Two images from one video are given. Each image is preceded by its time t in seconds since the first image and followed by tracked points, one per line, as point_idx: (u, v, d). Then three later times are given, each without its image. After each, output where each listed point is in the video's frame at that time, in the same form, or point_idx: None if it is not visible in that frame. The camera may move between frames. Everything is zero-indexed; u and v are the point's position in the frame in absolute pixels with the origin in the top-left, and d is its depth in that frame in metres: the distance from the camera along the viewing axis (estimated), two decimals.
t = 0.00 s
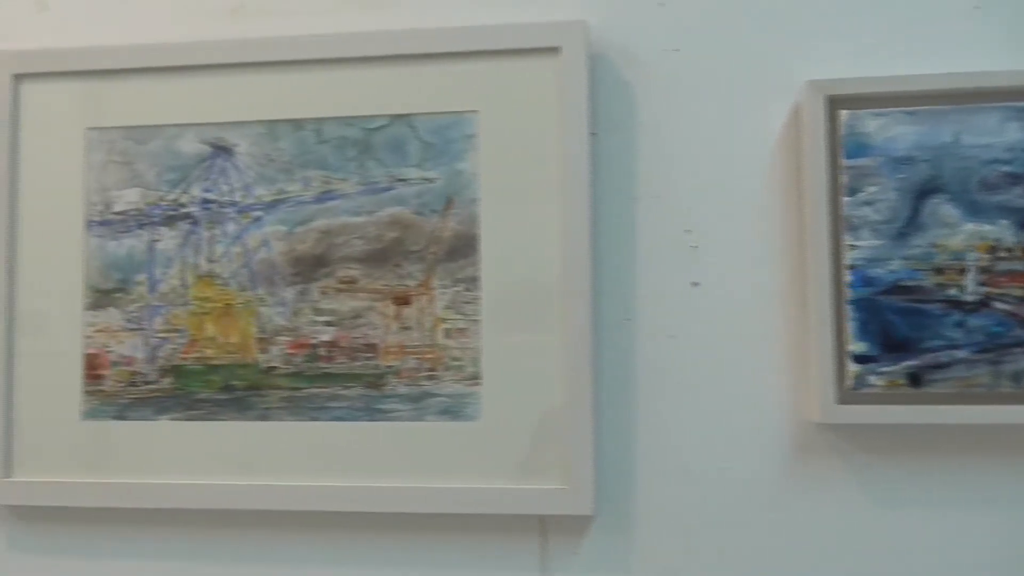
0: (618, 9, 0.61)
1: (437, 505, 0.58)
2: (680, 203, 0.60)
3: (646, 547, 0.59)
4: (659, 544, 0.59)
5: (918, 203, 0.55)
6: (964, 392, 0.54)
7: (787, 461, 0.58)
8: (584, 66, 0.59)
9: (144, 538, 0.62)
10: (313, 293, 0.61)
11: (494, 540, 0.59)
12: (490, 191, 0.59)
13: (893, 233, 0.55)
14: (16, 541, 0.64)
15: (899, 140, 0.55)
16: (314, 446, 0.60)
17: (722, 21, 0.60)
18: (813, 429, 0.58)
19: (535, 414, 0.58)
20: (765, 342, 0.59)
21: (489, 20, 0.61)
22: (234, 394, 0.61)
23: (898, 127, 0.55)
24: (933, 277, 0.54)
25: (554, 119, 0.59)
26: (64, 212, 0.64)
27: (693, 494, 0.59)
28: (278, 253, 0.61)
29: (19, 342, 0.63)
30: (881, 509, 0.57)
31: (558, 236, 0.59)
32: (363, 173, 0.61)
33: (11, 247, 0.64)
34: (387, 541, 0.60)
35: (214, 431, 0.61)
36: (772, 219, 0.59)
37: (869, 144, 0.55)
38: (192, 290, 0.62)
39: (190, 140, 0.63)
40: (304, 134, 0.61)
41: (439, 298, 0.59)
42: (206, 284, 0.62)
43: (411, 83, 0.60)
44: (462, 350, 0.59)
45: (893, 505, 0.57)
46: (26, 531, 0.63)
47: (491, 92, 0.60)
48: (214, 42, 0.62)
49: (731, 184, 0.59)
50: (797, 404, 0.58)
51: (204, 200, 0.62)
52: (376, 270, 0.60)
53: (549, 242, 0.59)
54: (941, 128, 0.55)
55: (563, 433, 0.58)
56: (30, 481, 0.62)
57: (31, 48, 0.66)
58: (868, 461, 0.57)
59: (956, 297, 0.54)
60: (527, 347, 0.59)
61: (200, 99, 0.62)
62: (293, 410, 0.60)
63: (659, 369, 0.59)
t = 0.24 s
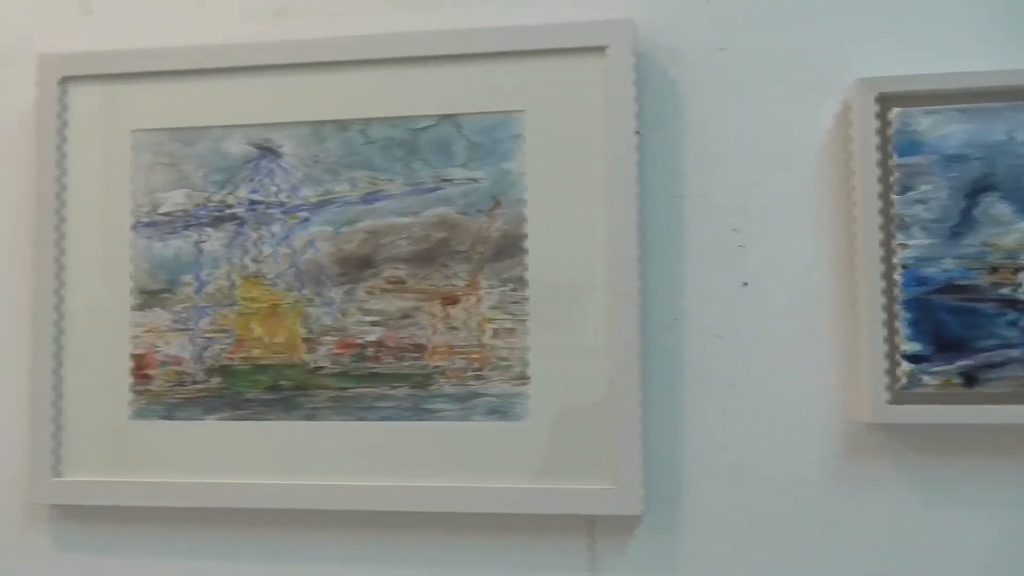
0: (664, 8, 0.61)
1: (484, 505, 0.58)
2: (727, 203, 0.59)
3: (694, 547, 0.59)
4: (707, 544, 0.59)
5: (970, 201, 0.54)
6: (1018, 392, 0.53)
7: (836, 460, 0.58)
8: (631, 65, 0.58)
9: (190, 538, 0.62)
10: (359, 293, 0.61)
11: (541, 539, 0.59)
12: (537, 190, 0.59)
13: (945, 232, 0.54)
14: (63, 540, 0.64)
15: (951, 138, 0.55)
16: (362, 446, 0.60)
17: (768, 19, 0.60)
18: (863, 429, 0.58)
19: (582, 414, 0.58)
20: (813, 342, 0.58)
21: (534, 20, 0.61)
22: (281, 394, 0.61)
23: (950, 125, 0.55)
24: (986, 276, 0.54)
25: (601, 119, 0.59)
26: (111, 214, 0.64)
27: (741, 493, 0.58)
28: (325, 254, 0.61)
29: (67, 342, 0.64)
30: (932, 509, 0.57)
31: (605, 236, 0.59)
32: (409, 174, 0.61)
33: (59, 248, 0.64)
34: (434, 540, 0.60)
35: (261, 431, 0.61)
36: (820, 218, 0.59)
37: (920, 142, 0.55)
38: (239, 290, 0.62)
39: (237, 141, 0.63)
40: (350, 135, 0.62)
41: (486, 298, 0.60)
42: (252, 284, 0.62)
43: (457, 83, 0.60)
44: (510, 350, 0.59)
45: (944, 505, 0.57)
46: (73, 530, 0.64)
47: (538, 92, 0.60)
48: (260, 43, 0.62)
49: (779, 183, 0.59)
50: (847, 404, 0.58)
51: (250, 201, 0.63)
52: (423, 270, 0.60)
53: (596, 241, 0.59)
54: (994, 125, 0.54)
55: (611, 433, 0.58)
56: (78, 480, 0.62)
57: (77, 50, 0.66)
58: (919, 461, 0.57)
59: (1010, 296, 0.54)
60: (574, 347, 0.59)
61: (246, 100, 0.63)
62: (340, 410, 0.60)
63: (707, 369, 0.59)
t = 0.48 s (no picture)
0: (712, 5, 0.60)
1: (534, 504, 0.58)
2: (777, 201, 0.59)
3: (744, 548, 0.58)
4: (757, 545, 0.58)
5: None
6: None
7: (889, 461, 0.57)
8: (681, 63, 0.58)
9: (237, 536, 0.63)
10: (406, 293, 0.61)
11: (590, 539, 0.59)
12: (585, 189, 0.59)
13: (1002, 230, 0.54)
14: (111, 538, 0.64)
15: (1009, 134, 0.54)
16: (409, 445, 0.60)
17: (818, 15, 0.59)
18: (917, 429, 0.57)
19: (632, 414, 0.58)
20: (865, 341, 0.58)
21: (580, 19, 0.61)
22: (329, 393, 0.61)
23: (1007, 121, 0.54)
24: None
25: (649, 117, 0.59)
26: (159, 214, 0.64)
27: (792, 494, 0.58)
28: (371, 253, 0.61)
29: (116, 342, 0.64)
30: (987, 511, 0.56)
31: (654, 234, 0.58)
32: (456, 172, 0.61)
33: (108, 248, 0.65)
34: (482, 540, 0.60)
35: (309, 430, 0.61)
36: (873, 216, 0.58)
37: (977, 139, 0.54)
38: (286, 290, 0.62)
39: (283, 141, 0.63)
40: (397, 134, 0.62)
41: (534, 298, 0.59)
42: (299, 283, 0.62)
43: (504, 82, 0.60)
44: (558, 350, 0.59)
45: (1000, 506, 0.56)
46: (121, 528, 0.64)
47: (586, 90, 0.59)
48: (307, 43, 0.62)
49: (830, 181, 0.59)
50: (900, 404, 0.57)
51: (296, 201, 0.63)
52: (470, 269, 0.60)
53: (645, 240, 0.58)
54: None
55: (660, 433, 0.58)
56: (127, 478, 0.63)
57: (125, 51, 0.67)
58: (974, 461, 0.56)
59: None
60: (623, 347, 0.58)
61: (293, 100, 0.63)
62: (387, 409, 0.61)
63: (757, 369, 0.58)
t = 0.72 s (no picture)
0: None
1: (580, 503, 0.58)
2: (827, 196, 0.58)
3: (795, 548, 0.57)
4: (808, 545, 0.57)
5: None
6: None
7: (943, 461, 0.56)
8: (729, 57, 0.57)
9: (283, 533, 0.63)
10: (451, 290, 0.61)
11: (637, 539, 0.58)
12: (631, 186, 0.59)
13: None
14: (156, 536, 0.65)
15: None
16: (455, 443, 0.60)
17: (868, 8, 0.58)
18: (971, 428, 0.56)
19: (680, 412, 0.57)
20: (918, 339, 0.57)
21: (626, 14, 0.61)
22: (373, 391, 0.61)
23: None
24: None
25: (696, 112, 0.58)
26: (203, 212, 0.64)
27: (843, 494, 0.57)
28: (416, 250, 0.61)
29: (161, 340, 0.64)
30: None
31: (702, 230, 0.58)
32: (501, 169, 0.60)
33: (153, 247, 0.65)
34: (528, 538, 0.60)
35: (354, 428, 0.61)
36: (925, 212, 0.57)
37: None
38: (330, 288, 0.62)
39: (327, 138, 0.63)
40: (441, 131, 0.61)
41: (580, 295, 0.59)
42: (343, 281, 0.62)
43: (550, 78, 0.60)
44: (604, 347, 0.58)
45: None
46: (166, 526, 0.64)
47: (632, 85, 0.59)
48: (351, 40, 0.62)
49: (881, 176, 0.58)
50: (953, 402, 0.56)
51: (340, 199, 0.62)
52: (515, 266, 0.60)
53: (692, 237, 0.58)
54: None
55: (709, 431, 0.57)
56: (172, 476, 0.63)
57: (168, 50, 0.67)
58: None
59: None
60: (670, 344, 0.58)
61: (337, 98, 0.63)
62: (432, 407, 0.60)
63: (806, 367, 0.58)
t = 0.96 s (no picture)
0: None
1: (625, 503, 0.57)
2: (876, 192, 0.57)
3: (844, 549, 0.57)
4: (858, 546, 0.56)
5: None
6: None
7: (997, 460, 0.55)
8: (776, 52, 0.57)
9: (326, 533, 0.63)
10: (494, 290, 0.60)
11: (684, 539, 0.58)
12: (677, 183, 0.58)
13: None
14: (199, 536, 0.65)
15: None
16: (499, 443, 0.60)
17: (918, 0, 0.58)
18: None
19: (727, 411, 0.57)
20: (970, 337, 0.56)
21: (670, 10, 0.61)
22: (417, 390, 0.61)
23: None
24: None
25: (742, 108, 0.58)
26: (246, 212, 0.64)
27: (894, 494, 0.56)
28: (459, 249, 0.61)
29: (204, 340, 0.64)
30: None
31: (749, 227, 0.57)
32: (544, 167, 0.60)
33: (196, 247, 0.65)
34: (573, 539, 0.59)
35: (397, 428, 0.61)
36: (977, 207, 0.56)
37: None
38: (373, 287, 0.62)
39: (369, 137, 0.63)
40: (484, 130, 0.61)
41: (625, 294, 0.58)
42: (386, 281, 0.62)
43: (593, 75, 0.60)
44: (650, 346, 0.58)
45: None
46: (210, 525, 0.65)
47: (677, 82, 0.59)
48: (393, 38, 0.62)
49: (931, 171, 0.57)
50: (1007, 401, 0.55)
51: (382, 198, 0.62)
52: (559, 265, 0.59)
53: (738, 234, 0.57)
54: None
55: (757, 431, 0.56)
56: (216, 476, 0.63)
57: (209, 51, 0.67)
58: None
59: None
60: (717, 343, 0.57)
61: (380, 97, 0.63)
62: (476, 407, 0.60)
63: (855, 365, 0.57)
